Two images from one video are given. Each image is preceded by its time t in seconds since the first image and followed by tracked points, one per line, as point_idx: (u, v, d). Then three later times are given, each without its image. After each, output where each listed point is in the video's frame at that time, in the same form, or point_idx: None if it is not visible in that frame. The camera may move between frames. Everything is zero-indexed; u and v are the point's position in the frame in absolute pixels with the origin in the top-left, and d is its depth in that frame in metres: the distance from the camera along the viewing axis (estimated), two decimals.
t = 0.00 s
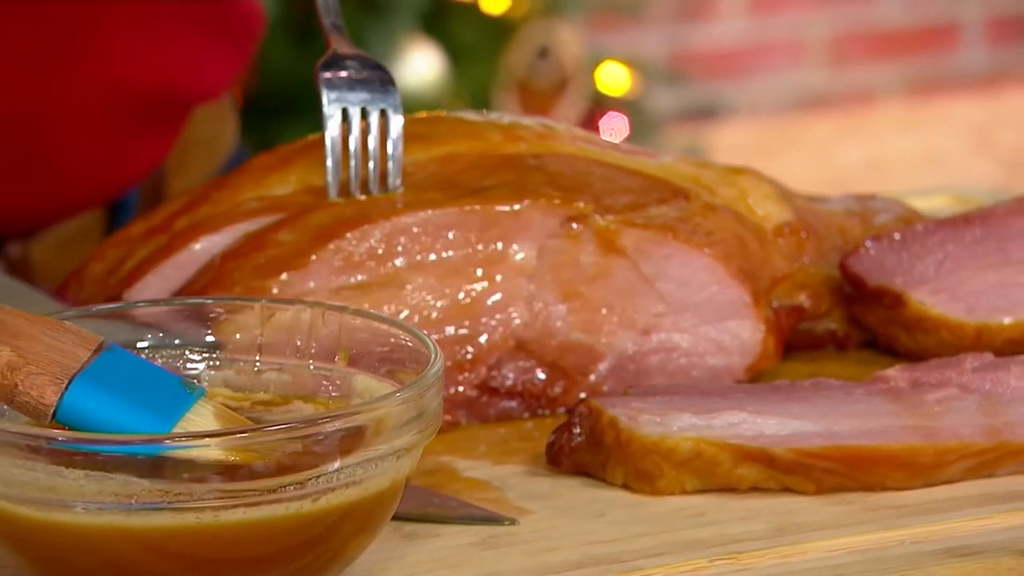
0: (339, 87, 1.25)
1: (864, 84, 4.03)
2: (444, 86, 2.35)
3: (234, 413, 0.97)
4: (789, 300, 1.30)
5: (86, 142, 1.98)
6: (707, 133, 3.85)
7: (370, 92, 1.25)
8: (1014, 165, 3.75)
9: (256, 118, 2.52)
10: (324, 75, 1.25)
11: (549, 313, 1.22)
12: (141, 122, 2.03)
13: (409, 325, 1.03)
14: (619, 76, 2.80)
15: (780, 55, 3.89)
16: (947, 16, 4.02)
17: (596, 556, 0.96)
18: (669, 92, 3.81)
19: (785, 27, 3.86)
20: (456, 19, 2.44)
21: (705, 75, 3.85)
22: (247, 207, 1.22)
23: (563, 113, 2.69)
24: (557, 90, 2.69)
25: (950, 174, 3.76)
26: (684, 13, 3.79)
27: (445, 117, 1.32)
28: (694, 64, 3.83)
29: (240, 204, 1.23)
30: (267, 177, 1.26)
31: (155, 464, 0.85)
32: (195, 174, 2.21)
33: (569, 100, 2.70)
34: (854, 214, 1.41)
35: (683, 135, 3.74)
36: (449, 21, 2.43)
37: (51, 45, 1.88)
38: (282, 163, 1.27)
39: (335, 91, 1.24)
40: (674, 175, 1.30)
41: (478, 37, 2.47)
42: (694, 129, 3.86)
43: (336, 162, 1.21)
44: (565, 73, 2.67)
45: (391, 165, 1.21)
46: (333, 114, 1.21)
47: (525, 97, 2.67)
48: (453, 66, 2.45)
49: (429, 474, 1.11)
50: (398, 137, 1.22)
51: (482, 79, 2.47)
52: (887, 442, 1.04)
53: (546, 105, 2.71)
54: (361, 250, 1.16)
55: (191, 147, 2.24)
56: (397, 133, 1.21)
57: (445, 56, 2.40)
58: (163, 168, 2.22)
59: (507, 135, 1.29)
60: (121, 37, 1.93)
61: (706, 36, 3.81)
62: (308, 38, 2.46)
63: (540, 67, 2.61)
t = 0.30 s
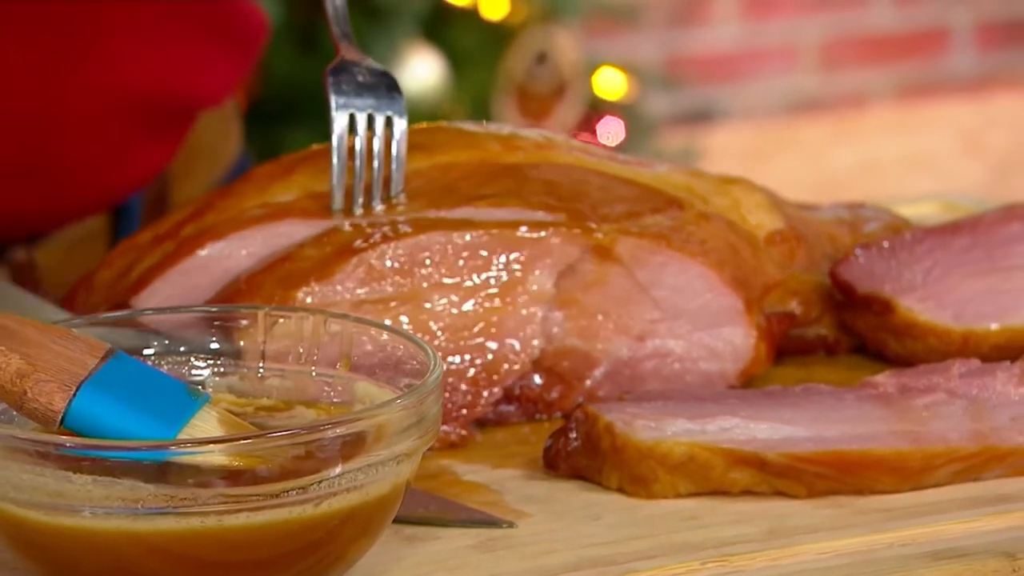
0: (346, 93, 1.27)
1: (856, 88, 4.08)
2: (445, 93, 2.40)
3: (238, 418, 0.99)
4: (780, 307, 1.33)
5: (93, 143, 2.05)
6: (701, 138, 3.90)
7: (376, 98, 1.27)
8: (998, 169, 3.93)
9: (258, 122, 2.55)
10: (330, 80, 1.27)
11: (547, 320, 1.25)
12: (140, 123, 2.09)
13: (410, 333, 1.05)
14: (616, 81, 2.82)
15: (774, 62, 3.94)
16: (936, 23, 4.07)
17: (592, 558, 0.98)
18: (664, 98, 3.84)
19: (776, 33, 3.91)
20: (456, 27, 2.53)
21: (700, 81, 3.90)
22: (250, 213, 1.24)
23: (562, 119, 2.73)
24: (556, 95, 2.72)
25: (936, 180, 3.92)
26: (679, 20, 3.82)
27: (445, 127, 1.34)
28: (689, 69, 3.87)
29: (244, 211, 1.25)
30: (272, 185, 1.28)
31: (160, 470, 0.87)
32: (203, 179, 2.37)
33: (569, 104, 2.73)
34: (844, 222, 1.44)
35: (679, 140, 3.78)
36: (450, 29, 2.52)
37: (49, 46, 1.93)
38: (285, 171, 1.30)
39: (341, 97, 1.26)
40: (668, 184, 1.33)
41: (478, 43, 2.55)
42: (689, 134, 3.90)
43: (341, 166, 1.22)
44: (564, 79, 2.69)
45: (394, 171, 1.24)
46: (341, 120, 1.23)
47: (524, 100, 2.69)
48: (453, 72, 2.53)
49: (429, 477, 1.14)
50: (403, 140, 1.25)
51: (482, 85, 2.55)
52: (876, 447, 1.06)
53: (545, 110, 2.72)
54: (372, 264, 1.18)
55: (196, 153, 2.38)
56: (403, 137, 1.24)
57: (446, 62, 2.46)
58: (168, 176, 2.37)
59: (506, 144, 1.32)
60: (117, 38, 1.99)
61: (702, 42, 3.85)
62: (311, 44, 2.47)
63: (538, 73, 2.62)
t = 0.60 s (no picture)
0: (347, 90, 1.29)
1: (846, 94, 4.16)
2: (447, 100, 2.41)
3: (244, 427, 1.01)
4: (774, 316, 1.34)
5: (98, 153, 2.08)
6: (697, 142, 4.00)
7: (376, 94, 1.30)
8: (989, 171, 3.91)
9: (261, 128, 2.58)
10: (331, 79, 1.30)
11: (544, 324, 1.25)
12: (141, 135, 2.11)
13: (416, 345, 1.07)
14: (614, 88, 2.85)
15: (769, 66, 4.03)
16: (930, 29, 4.13)
17: (591, 565, 1.00)
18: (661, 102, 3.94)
19: (773, 39, 3.99)
20: (458, 34, 2.50)
21: (699, 86, 4.00)
22: (256, 217, 1.26)
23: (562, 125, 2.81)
24: (554, 100, 2.78)
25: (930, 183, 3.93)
26: (677, 25, 3.90)
27: (447, 138, 1.37)
28: (686, 74, 3.95)
29: (250, 215, 1.26)
30: (276, 190, 1.29)
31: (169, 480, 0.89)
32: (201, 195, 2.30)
33: (568, 111, 2.80)
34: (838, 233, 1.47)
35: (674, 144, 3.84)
36: (451, 36, 2.50)
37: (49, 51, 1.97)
38: (289, 178, 1.31)
39: (341, 92, 1.29)
40: (666, 196, 1.35)
41: (479, 49, 2.54)
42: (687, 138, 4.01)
43: (341, 163, 1.23)
44: (562, 85, 2.75)
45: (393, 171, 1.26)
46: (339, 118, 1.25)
47: (523, 106, 2.74)
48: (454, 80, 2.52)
49: (431, 485, 1.16)
50: (400, 140, 1.26)
51: (482, 93, 2.53)
52: (870, 455, 1.09)
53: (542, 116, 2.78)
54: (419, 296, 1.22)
55: (203, 172, 2.32)
56: (400, 141, 1.26)
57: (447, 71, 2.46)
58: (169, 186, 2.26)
59: (506, 154, 1.34)
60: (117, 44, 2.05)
61: (700, 46, 3.93)
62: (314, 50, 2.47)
63: (538, 79, 2.66)
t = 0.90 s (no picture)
0: (352, 96, 1.31)
1: (841, 99, 4.25)
2: (448, 106, 2.51)
3: (251, 441, 1.04)
4: (768, 330, 1.36)
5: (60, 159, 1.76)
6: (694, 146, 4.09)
7: (380, 100, 1.32)
8: (981, 178, 3.92)
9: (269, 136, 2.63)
10: (337, 84, 1.31)
11: (541, 337, 1.28)
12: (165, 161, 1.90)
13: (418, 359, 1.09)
14: (613, 96, 2.87)
15: (765, 72, 4.10)
16: (921, 36, 4.21)
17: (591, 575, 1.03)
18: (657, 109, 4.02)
19: (769, 46, 4.06)
20: (461, 44, 2.62)
21: (694, 93, 4.08)
22: (264, 227, 1.28)
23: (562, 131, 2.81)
24: (554, 108, 2.79)
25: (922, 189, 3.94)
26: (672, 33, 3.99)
27: (450, 154, 1.39)
28: (682, 81, 4.03)
29: (258, 224, 1.29)
30: (283, 201, 1.32)
31: (177, 495, 0.90)
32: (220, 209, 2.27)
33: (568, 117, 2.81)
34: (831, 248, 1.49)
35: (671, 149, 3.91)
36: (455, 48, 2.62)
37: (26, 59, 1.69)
38: (294, 190, 1.34)
39: (347, 98, 1.31)
40: (663, 212, 1.37)
41: (483, 58, 2.64)
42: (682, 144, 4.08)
43: (347, 171, 1.27)
44: (562, 93, 2.77)
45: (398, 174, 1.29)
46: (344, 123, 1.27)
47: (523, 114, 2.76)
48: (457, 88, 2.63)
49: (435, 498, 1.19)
50: (406, 144, 1.28)
51: (484, 99, 2.63)
52: (864, 468, 1.11)
53: (544, 122, 2.79)
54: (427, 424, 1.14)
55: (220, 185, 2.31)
56: (406, 144, 1.28)
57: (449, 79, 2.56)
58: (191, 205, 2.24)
59: (508, 169, 1.37)
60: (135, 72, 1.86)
61: (695, 55, 4.02)
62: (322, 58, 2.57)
63: (538, 87, 2.70)
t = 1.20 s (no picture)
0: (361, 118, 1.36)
1: (834, 107, 4.41)
2: (448, 114, 2.62)
3: (263, 455, 1.07)
4: (767, 346, 1.39)
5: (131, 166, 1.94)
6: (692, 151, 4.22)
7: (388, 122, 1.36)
8: (974, 183, 3.94)
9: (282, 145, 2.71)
10: (346, 107, 1.40)
11: (545, 355, 1.31)
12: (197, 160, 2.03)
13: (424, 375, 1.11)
14: (613, 103, 2.92)
15: (757, 80, 4.25)
16: (911, 45, 4.35)
17: None
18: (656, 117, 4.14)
19: (763, 55, 4.22)
20: (465, 53, 2.72)
21: (690, 100, 4.21)
22: (272, 249, 1.31)
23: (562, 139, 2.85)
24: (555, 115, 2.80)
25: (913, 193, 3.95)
26: (671, 42, 4.11)
27: (455, 175, 1.42)
28: (680, 88, 4.16)
29: (267, 247, 1.31)
30: (290, 223, 1.34)
31: (191, 508, 0.93)
32: (254, 220, 2.28)
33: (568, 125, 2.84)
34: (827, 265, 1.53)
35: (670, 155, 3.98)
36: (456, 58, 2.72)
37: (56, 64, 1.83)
38: (304, 209, 1.37)
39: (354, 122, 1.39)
40: (662, 230, 1.40)
41: (485, 68, 2.74)
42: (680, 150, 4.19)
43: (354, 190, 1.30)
44: (563, 101, 2.80)
45: (406, 189, 1.32)
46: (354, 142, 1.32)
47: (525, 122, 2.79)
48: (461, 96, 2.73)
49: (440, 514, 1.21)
50: (414, 160, 1.33)
51: (487, 106, 2.73)
52: (860, 480, 1.14)
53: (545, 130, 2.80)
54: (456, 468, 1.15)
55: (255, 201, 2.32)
56: (412, 157, 1.32)
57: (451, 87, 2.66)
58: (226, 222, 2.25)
59: (511, 191, 1.40)
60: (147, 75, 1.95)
61: (693, 63, 4.14)
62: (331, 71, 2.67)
63: (539, 95, 2.73)
